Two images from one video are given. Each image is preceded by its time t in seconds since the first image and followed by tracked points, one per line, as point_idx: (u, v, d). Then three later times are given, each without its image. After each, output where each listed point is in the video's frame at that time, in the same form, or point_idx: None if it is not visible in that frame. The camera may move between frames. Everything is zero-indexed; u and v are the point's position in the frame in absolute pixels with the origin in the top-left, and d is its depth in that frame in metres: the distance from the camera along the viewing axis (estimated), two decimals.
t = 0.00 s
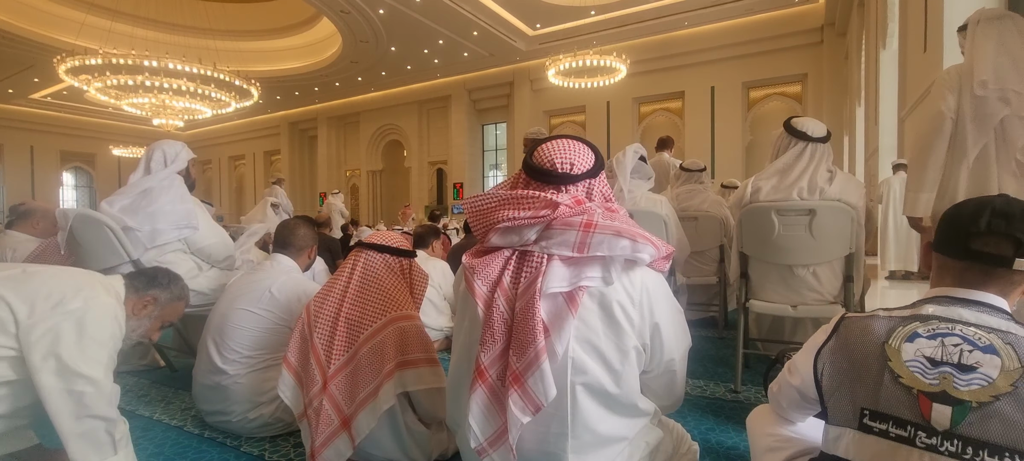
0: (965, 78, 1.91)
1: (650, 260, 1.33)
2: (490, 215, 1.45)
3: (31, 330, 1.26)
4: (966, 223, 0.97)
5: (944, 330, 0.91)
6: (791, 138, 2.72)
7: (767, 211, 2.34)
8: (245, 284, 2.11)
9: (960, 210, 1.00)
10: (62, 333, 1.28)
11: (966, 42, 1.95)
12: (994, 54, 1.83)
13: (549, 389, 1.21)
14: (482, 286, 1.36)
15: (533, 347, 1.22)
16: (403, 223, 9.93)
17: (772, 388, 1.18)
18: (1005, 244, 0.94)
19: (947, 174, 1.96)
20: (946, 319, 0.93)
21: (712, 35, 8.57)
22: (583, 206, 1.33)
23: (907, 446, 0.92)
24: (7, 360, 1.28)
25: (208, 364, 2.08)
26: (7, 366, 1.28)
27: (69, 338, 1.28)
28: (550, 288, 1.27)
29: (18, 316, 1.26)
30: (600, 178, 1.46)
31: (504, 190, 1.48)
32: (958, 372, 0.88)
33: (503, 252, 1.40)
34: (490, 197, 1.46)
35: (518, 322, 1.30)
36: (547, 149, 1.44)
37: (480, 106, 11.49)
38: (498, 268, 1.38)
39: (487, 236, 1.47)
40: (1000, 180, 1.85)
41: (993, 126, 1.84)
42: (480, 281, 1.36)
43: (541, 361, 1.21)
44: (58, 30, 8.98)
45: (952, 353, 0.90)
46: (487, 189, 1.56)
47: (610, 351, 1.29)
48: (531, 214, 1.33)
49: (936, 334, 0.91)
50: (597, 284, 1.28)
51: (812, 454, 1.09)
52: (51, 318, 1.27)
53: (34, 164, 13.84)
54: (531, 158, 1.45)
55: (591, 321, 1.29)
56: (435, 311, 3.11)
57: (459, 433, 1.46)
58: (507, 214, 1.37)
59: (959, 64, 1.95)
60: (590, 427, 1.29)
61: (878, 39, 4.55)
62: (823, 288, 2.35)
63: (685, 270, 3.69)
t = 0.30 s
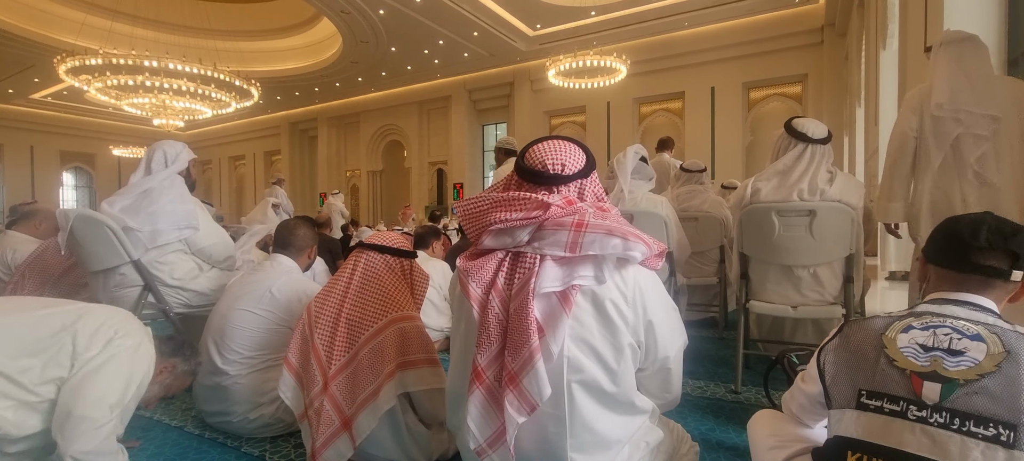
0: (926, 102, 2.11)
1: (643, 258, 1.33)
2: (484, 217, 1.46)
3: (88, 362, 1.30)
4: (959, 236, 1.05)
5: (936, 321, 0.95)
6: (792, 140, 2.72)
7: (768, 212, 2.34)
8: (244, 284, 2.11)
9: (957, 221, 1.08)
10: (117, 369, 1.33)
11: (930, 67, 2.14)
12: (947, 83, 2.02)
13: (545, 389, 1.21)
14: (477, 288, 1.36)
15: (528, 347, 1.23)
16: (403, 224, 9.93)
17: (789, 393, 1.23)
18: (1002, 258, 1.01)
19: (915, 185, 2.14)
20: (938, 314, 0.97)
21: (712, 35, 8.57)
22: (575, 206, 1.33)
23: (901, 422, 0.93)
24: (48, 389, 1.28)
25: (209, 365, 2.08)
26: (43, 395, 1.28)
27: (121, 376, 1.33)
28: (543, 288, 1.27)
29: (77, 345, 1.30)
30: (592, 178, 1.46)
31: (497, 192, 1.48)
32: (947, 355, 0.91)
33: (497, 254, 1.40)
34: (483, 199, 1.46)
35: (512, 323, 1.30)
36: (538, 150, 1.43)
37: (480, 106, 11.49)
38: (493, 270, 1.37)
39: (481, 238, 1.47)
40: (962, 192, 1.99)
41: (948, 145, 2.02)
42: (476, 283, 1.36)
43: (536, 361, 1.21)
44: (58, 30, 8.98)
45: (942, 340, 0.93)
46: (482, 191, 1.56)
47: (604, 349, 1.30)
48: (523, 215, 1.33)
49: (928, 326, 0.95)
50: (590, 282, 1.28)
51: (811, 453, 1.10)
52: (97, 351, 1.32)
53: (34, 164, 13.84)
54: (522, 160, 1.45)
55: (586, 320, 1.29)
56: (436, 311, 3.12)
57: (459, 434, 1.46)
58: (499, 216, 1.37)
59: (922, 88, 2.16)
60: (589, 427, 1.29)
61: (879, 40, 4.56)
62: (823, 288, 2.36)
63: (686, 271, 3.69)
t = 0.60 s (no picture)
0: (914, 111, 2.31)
1: (639, 257, 1.33)
2: (481, 218, 1.45)
3: (105, 400, 1.32)
4: (947, 233, 1.08)
5: (927, 317, 0.98)
6: (793, 140, 2.72)
7: (768, 212, 2.34)
8: (244, 284, 2.11)
9: (948, 220, 1.12)
10: (132, 409, 1.35)
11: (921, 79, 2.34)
12: (932, 93, 2.23)
13: (545, 387, 1.21)
14: (475, 289, 1.35)
15: (527, 346, 1.23)
16: (403, 223, 9.93)
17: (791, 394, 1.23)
18: (993, 259, 1.05)
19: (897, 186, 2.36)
20: (927, 311, 1.00)
21: (713, 35, 8.56)
22: (571, 206, 1.33)
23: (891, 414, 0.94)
24: (56, 421, 1.27)
25: (208, 365, 2.07)
26: (50, 427, 1.26)
27: (133, 416, 1.35)
28: (541, 287, 1.27)
29: (97, 382, 1.32)
30: (588, 178, 1.46)
31: (493, 192, 1.48)
32: (937, 350, 0.93)
33: (494, 254, 1.39)
34: (480, 200, 1.46)
35: (511, 322, 1.30)
36: (533, 151, 1.43)
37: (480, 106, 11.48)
38: (491, 270, 1.37)
39: (478, 238, 1.47)
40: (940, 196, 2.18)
41: (928, 152, 2.22)
42: (474, 284, 1.35)
43: (535, 360, 1.21)
44: (58, 29, 8.98)
45: (932, 335, 0.95)
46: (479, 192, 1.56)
47: (603, 347, 1.29)
48: (520, 214, 1.33)
49: (920, 322, 0.98)
50: (588, 280, 1.28)
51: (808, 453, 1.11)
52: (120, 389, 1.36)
53: (34, 164, 13.83)
54: (518, 161, 1.45)
55: (584, 318, 1.29)
56: (436, 311, 3.12)
57: (458, 435, 1.46)
58: (496, 217, 1.37)
59: (908, 100, 2.38)
60: (589, 427, 1.29)
61: (879, 40, 4.56)
62: (823, 288, 2.36)
63: (686, 271, 3.69)
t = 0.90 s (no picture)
0: (919, 117, 2.32)
1: (639, 256, 1.33)
2: (483, 217, 1.45)
3: (112, 405, 1.33)
4: (953, 222, 1.06)
5: (935, 323, 0.97)
6: (794, 140, 2.72)
7: (768, 212, 2.35)
8: (245, 283, 2.11)
9: (953, 208, 1.09)
10: (138, 416, 1.36)
11: (926, 87, 2.34)
12: (934, 101, 2.24)
13: (546, 385, 1.20)
14: (476, 287, 1.35)
15: (528, 344, 1.22)
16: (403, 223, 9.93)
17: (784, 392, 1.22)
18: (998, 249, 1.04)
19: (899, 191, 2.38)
20: (935, 315, 0.99)
21: (713, 35, 8.56)
22: (572, 205, 1.33)
23: (899, 434, 0.96)
24: (63, 424, 1.28)
25: (208, 365, 2.07)
26: (57, 430, 1.27)
27: (139, 423, 1.35)
28: (542, 285, 1.27)
29: (106, 388, 1.34)
30: (589, 178, 1.46)
31: (494, 192, 1.48)
32: (947, 364, 0.93)
33: (495, 253, 1.39)
34: (482, 199, 1.46)
35: (512, 321, 1.30)
36: (535, 151, 1.43)
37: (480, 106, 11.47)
38: (491, 269, 1.37)
39: (479, 238, 1.47)
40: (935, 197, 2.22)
41: (928, 159, 2.24)
42: (475, 282, 1.35)
43: (537, 358, 1.21)
44: (58, 29, 8.99)
45: (942, 346, 0.94)
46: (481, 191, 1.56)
47: (603, 345, 1.29)
48: (521, 214, 1.34)
49: (927, 328, 0.96)
50: (589, 279, 1.28)
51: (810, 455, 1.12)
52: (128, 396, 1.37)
53: (34, 164, 13.84)
54: (519, 160, 1.45)
55: (585, 316, 1.29)
56: (436, 311, 3.12)
57: (459, 434, 1.46)
58: (498, 215, 1.37)
59: (912, 107, 2.37)
60: (590, 426, 1.28)
61: (878, 39, 4.55)
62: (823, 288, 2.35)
63: (686, 270, 3.69)
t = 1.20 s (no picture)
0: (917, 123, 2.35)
1: (642, 256, 1.33)
2: (484, 216, 1.45)
3: (116, 404, 1.33)
4: (960, 214, 0.90)
5: (954, 347, 0.84)
6: (793, 138, 2.72)
7: (766, 212, 2.35)
8: (245, 283, 2.11)
9: (957, 193, 0.93)
10: (141, 415, 1.35)
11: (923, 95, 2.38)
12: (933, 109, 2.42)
13: (547, 385, 1.20)
14: (477, 286, 1.35)
15: (529, 343, 1.22)
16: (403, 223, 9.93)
17: (763, 399, 1.07)
18: (1011, 241, 0.89)
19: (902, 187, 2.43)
20: (954, 334, 0.85)
21: (713, 34, 8.55)
22: (575, 204, 1.33)
23: None
24: (67, 422, 1.28)
25: (208, 364, 2.07)
26: (61, 429, 1.27)
27: (141, 422, 1.34)
28: (544, 285, 1.27)
29: (111, 386, 1.33)
30: (592, 177, 1.45)
31: (496, 191, 1.48)
32: (974, 399, 0.81)
33: (497, 252, 1.39)
34: (483, 197, 1.46)
35: (513, 320, 1.30)
36: (538, 150, 1.43)
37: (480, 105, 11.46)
38: (493, 268, 1.37)
39: (480, 237, 1.47)
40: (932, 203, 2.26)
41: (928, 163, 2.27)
42: (476, 281, 1.35)
43: (538, 357, 1.21)
44: (58, 29, 8.97)
45: (966, 375, 0.82)
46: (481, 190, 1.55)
47: (604, 345, 1.29)
48: (524, 213, 1.33)
49: (946, 352, 0.84)
50: (591, 279, 1.28)
51: None
52: (128, 396, 1.36)
53: (34, 164, 13.84)
54: (522, 159, 1.44)
55: (586, 316, 1.29)
56: (436, 310, 3.11)
57: (459, 433, 1.46)
58: (500, 214, 1.37)
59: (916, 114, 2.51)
60: (589, 426, 1.29)
61: (878, 38, 4.56)
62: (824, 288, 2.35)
63: (685, 270, 3.70)
